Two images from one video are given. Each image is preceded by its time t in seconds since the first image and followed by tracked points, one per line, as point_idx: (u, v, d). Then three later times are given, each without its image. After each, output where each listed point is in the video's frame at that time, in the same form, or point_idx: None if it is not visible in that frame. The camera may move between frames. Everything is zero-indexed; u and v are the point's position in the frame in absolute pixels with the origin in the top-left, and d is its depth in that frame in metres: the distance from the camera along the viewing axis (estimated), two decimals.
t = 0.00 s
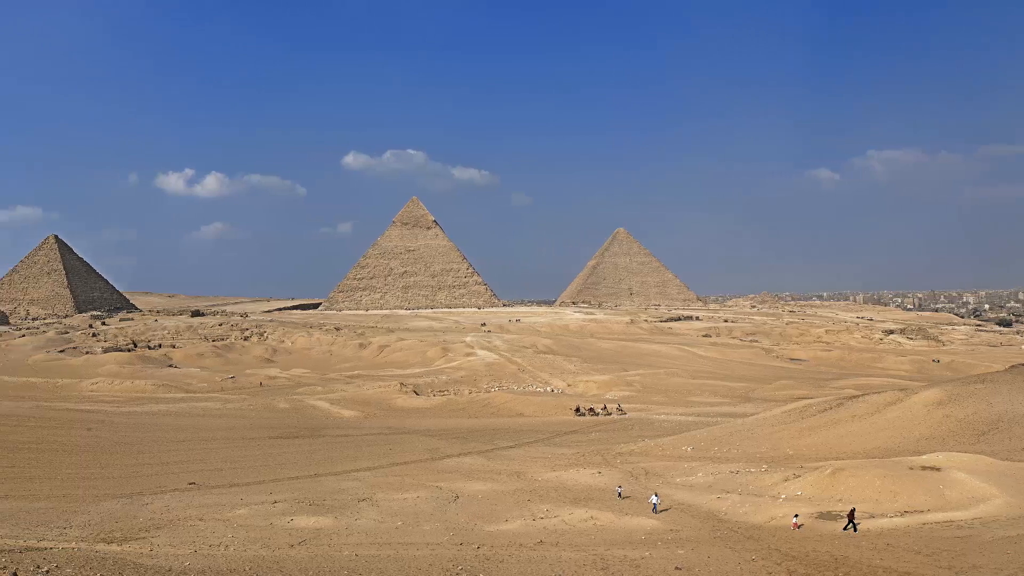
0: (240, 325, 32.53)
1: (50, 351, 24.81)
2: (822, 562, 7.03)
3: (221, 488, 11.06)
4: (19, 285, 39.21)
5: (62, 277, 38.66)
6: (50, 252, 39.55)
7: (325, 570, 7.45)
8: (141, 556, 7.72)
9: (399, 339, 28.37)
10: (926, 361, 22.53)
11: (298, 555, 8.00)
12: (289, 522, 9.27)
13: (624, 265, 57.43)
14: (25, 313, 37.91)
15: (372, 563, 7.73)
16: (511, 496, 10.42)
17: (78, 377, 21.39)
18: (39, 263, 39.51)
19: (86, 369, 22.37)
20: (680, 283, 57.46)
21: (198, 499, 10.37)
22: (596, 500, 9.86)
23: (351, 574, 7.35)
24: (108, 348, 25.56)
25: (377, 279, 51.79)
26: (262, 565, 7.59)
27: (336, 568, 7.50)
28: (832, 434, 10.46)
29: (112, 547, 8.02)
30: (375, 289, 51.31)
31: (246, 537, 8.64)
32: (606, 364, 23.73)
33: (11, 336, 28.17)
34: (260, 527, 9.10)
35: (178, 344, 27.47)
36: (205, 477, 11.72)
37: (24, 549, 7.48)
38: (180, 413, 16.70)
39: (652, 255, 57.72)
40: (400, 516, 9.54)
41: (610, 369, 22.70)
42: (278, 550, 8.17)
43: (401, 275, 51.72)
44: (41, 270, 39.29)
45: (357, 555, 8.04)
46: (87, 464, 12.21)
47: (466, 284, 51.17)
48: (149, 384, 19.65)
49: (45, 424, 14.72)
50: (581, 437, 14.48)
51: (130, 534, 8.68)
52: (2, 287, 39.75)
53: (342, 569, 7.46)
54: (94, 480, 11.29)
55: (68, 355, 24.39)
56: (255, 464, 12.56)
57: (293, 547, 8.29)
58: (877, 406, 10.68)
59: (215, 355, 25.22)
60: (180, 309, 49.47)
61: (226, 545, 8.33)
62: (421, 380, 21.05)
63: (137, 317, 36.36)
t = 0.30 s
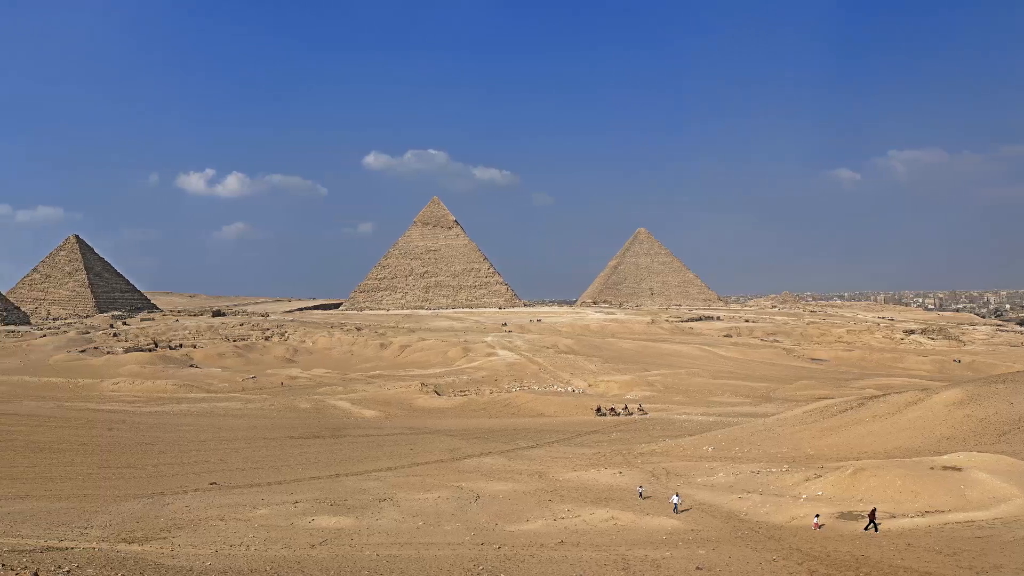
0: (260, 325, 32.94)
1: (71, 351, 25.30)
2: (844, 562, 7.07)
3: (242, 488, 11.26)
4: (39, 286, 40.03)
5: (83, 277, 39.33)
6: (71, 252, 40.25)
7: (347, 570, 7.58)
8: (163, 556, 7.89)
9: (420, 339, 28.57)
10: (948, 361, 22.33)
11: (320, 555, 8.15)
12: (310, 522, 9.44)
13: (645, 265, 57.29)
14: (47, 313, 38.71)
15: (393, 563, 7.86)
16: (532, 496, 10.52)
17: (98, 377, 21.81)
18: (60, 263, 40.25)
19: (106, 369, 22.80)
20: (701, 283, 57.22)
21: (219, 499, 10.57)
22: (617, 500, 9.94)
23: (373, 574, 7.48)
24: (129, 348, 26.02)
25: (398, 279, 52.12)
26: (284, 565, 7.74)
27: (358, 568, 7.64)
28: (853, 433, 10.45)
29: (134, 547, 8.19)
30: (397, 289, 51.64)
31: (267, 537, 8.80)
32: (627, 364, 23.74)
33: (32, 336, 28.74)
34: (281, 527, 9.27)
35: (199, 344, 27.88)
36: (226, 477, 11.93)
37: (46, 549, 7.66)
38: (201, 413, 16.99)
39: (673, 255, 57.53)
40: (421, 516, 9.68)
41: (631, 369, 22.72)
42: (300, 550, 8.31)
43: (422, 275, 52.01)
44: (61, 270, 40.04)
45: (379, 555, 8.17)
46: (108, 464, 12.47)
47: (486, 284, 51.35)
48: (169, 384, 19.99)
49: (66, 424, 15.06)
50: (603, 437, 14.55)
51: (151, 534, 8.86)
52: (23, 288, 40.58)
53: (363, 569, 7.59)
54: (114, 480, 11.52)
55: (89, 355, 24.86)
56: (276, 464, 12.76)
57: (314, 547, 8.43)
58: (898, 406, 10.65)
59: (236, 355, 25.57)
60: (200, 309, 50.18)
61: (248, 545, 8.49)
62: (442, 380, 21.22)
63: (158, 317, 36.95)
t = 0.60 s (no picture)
0: (282, 325, 33.34)
1: (92, 351, 25.77)
2: (865, 562, 7.10)
3: (263, 488, 11.45)
4: (60, 286, 40.77)
5: (103, 277, 40.02)
6: (92, 252, 40.96)
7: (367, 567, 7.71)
8: (184, 556, 8.04)
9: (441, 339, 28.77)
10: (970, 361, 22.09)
11: (341, 555, 8.29)
12: (331, 522, 9.59)
13: (666, 265, 57.10)
14: (68, 313, 39.43)
15: (414, 563, 7.99)
16: (553, 496, 10.62)
17: (118, 377, 22.21)
18: (80, 263, 40.99)
19: (127, 369, 23.20)
20: (722, 283, 56.94)
21: (239, 499, 10.75)
22: (638, 500, 10.00)
23: (394, 574, 7.61)
24: (150, 348, 26.44)
25: (419, 279, 52.41)
26: (307, 564, 7.89)
27: (379, 568, 7.77)
28: (874, 433, 10.42)
29: (154, 547, 8.36)
30: (418, 289, 51.94)
31: (288, 537, 8.96)
32: (648, 364, 23.75)
33: (54, 337, 29.30)
34: (302, 527, 9.43)
35: (221, 344, 28.29)
36: (247, 477, 12.14)
37: (67, 549, 7.84)
38: (223, 413, 17.27)
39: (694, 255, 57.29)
40: (442, 516, 9.81)
41: (652, 369, 22.72)
42: (321, 550, 8.46)
43: (444, 275, 52.27)
44: (82, 270, 40.75)
45: (400, 555, 8.31)
46: (129, 464, 12.72)
47: (507, 284, 51.49)
48: (190, 384, 20.31)
49: (87, 424, 15.39)
50: (624, 437, 14.60)
51: (172, 534, 9.05)
52: (43, 288, 41.32)
53: (384, 569, 7.72)
54: (135, 480, 11.75)
55: (110, 355, 25.32)
56: (297, 464, 12.96)
57: (335, 547, 8.57)
58: (919, 406, 10.61)
59: (257, 354, 25.90)
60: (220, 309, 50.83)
61: (268, 545, 8.65)
62: (463, 379, 21.38)
63: (179, 317, 37.51)
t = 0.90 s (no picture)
0: (303, 325, 33.71)
1: (113, 351, 26.23)
2: (885, 562, 7.12)
3: (283, 488, 11.65)
4: (82, 285, 41.44)
5: (124, 277, 40.66)
6: (113, 252, 41.63)
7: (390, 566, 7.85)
8: (204, 556, 8.18)
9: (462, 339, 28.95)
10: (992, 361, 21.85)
11: (363, 554, 8.45)
12: (352, 522, 9.75)
13: (687, 265, 56.87)
14: (89, 313, 40.08)
15: (436, 563, 8.12)
16: (574, 496, 10.72)
17: (139, 377, 22.61)
18: (101, 263, 41.68)
19: (148, 369, 23.61)
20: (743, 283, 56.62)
21: (260, 499, 10.95)
22: (659, 500, 10.07)
23: (416, 573, 7.74)
24: (171, 348, 26.88)
25: (440, 279, 52.68)
26: (329, 564, 8.04)
27: (401, 568, 7.91)
28: (894, 433, 10.41)
29: (174, 547, 8.51)
30: (439, 289, 52.21)
31: (309, 537, 9.12)
32: (669, 364, 23.74)
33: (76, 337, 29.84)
34: (324, 527, 9.59)
35: (242, 344, 28.69)
36: (268, 477, 12.35)
37: (88, 549, 7.99)
38: (244, 413, 17.55)
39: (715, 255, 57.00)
40: (464, 516, 9.95)
41: (673, 369, 22.71)
42: (341, 550, 8.61)
43: (464, 275, 52.49)
44: (103, 270, 41.42)
45: (421, 554, 8.44)
46: (150, 464, 12.98)
47: (528, 284, 51.59)
48: (211, 384, 20.64)
49: (108, 424, 15.71)
50: (645, 437, 14.66)
51: (193, 534, 9.24)
52: (65, 287, 42.02)
53: (405, 569, 7.86)
54: (156, 480, 11.99)
55: (130, 355, 25.77)
56: (317, 464, 13.17)
57: (356, 547, 8.72)
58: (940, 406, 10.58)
59: (278, 354, 26.23)
60: (242, 309, 51.42)
61: (289, 545, 8.81)
62: (484, 379, 21.51)
63: (200, 317, 38.06)
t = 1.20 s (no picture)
0: (324, 325, 34.08)
1: (134, 351, 26.71)
2: (906, 561, 7.16)
3: (304, 488, 11.87)
4: (102, 286, 42.16)
5: (146, 277, 41.32)
6: (133, 252, 42.31)
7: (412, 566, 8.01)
8: (227, 556, 8.38)
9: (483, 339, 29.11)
10: (1016, 361, 21.60)
11: (384, 554, 8.62)
12: (373, 522, 9.94)
13: (708, 265, 56.60)
14: (110, 313, 40.77)
15: (458, 563, 8.27)
16: (595, 496, 10.82)
17: (160, 377, 23.02)
18: (123, 263, 42.40)
19: (169, 369, 24.02)
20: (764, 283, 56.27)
21: (281, 500, 11.17)
22: (680, 499, 10.14)
23: (438, 573, 7.89)
24: (192, 348, 27.32)
25: (461, 279, 52.92)
26: (352, 563, 8.22)
27: (423, 568, 8.06)
28: (915, 434, 10.39)
29: (196, 547, 8.73)
30: (460, 289, 52.46)
31: (330, 537, 9.30)
32: (690, 364, 23.72)
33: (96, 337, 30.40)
34: (346, 527, 9.78)
35: (263, 344, 29.07)
36: (289, 477, 12.58)
37: (109, 549, 8.21)
38: (265, 413, 17.83)
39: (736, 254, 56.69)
40: (485, 516, 10.09)
41: (694, 369, 22.70)
42: (363, 550, 8.79)
43: (485, 275, 52.67)
44: (123, 270, 42.12)
45: (443, 555, 8.59)
46: (172, 464, 13.26)
47: (549, 284, 51.66)
48: (231, 384, 20.98)
49: (129, 424, 16.07)
50: (666, 437, 14.71)
51: (215, 534, 9.46)
52: (86, 288, 42.75)
53: (426, 569, 8.01)
54: (177, 480, 12.26)
55: (151, 355, 26.23)
56: (339, 464, 13.39)
57: (378, 547, 8.89)
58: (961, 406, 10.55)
59: (299, 355, 26.57)
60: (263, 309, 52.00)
61: (311, 545, 9.01)
62: (506, 379, 21.65)
63: (221, 317, 38.60)
